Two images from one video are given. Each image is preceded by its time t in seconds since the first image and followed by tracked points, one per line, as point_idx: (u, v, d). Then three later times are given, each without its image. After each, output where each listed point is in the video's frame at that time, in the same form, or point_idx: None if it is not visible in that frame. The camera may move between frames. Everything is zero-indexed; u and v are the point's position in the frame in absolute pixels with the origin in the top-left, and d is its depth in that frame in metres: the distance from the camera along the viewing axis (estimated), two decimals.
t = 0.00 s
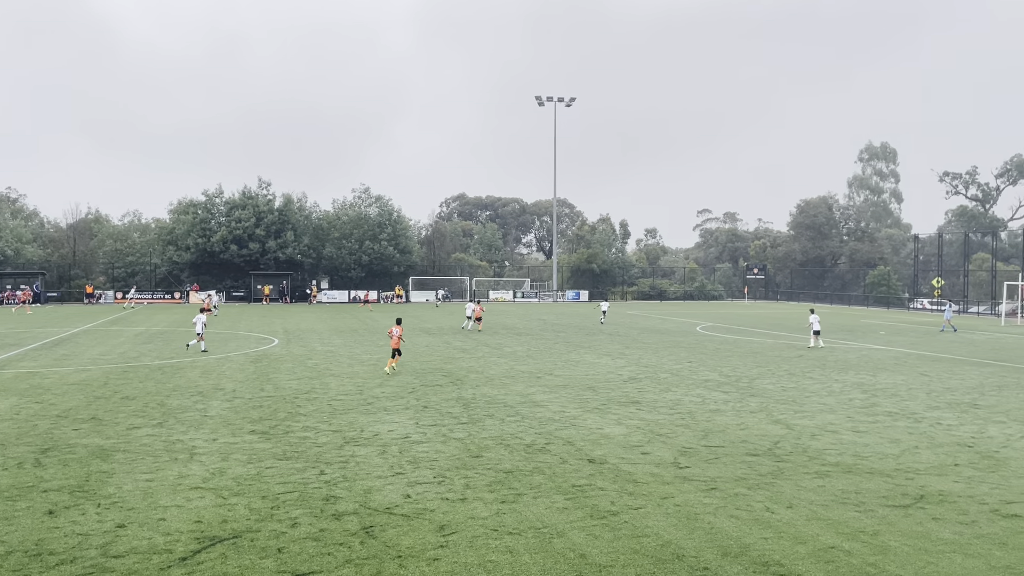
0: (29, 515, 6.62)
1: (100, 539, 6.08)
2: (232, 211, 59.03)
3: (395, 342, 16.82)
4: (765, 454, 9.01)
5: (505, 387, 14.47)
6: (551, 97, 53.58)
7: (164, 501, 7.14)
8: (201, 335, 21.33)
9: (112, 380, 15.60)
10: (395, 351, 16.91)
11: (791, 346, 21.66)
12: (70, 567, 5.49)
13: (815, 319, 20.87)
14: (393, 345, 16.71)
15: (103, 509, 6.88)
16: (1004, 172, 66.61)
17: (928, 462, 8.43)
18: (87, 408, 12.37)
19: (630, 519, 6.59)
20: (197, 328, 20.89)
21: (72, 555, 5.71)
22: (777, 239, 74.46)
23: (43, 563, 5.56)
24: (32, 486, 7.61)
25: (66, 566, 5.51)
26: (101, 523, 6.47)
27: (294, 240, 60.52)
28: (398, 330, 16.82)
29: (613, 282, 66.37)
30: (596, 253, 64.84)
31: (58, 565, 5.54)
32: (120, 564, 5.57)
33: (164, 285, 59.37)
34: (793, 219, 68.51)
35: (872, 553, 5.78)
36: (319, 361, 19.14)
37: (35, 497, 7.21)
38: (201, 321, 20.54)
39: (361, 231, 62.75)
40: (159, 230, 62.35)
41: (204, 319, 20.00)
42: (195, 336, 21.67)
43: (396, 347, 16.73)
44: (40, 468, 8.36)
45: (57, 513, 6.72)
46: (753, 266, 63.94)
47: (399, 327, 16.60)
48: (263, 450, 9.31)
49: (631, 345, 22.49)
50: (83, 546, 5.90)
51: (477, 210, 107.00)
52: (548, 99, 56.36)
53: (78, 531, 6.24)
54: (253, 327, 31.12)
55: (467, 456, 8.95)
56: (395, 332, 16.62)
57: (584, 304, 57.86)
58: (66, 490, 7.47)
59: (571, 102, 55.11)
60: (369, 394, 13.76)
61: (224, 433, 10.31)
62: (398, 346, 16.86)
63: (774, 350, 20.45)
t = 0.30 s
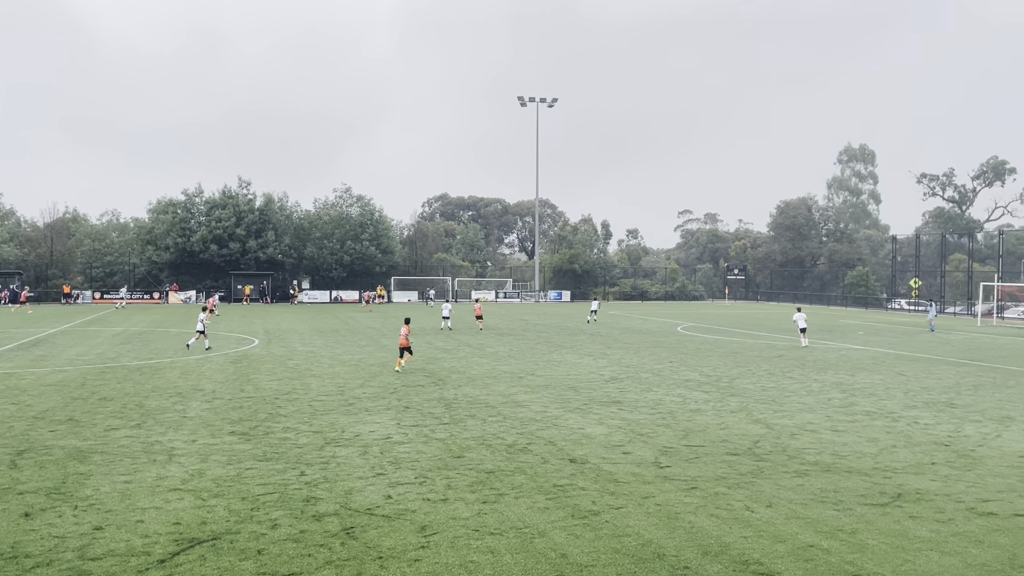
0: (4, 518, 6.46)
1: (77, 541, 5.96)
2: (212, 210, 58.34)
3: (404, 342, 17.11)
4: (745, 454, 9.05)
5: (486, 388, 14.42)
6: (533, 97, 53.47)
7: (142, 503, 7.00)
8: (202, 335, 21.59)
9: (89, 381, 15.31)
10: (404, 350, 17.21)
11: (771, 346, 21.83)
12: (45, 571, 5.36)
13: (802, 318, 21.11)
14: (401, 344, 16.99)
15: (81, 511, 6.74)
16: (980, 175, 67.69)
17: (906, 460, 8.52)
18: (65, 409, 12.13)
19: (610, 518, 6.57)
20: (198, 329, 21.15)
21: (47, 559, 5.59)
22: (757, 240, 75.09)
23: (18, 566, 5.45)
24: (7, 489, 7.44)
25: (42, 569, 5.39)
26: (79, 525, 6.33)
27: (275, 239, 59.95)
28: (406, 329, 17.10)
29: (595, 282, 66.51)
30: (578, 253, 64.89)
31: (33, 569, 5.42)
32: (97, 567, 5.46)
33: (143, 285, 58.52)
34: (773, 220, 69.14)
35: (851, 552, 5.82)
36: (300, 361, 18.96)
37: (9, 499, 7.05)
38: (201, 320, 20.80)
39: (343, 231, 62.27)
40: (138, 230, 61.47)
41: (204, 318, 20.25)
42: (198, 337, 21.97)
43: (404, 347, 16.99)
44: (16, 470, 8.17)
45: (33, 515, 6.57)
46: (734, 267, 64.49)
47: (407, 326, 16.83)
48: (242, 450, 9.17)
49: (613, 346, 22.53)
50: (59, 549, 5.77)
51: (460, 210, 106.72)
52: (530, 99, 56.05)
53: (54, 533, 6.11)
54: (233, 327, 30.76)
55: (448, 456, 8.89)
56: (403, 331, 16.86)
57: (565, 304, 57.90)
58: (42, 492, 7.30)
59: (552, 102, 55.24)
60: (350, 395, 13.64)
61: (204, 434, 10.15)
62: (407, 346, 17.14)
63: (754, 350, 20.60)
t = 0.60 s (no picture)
0: None
1: (55, 543, 5.84)
2: (194, 209, 57.68)
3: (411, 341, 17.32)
4: (727, 453, 9.08)
5: (470, 387, 14.37)
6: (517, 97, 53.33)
7: (122, 504, 6.87)
8: (205, 334, 21.93)
9: (67, 381, 15.05)
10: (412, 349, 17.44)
11: (754, 346, 21.99)
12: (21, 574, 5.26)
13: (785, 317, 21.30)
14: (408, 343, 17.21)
15: (59, 512, 6.60)
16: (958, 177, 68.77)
17: (885, 459, 8.60)
18: (42, 409, 11.91)
19: (593, 518, 6.55)
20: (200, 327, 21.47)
21: (24, 562, 5.46)
22: (739, 240, 75.68)
23: None
24: None
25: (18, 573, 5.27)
26: (57, 527, 6.20)
27: (257, 238, 59.40)
28: (416, 329, 17.24)
29: (579, 282, 66.68)
30: (562, 253, 64.97)
31: (10, 572, 5.31)
32: (75, 569, 5.35)
33: (123, 284, 57.80)
34: (756, 220, 69.69)
35: (831, 550, 5.85)
36: (282, 361, 18.78)
37: None
38: (204, 319, 21.08)
39: (326, 231, 61.83)
40: (118, 228, 60.63)
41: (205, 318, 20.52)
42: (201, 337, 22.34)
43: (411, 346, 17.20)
44: None
45: (10, 518, 6.43)
46: (717, 267, 64.95)
47: (415, 326, 16.96)
48: (224, 451, 9.05)
49: (597, 346, 22.56)
50: (36, 551, 5.66)
51: (443, 209, 106.39)
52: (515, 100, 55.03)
53: (32, 535, 5.99)
54: (214, 327, 30.41)
55: (431, 456, 8.83)
56: (410, 333, 17.00)
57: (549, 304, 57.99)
58: (20, 493, 7.15)
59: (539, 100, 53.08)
60: (332, 394, 13.52)
61: (185, 434, 10.01)
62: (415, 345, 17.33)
63: (737, 350, 20.73)
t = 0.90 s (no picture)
0: None
1: (38, 544, 5.76)
2: (179, 207, 57.10)
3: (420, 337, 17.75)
4: (713, 451, 9.10)
5: (457, 387, 14.33)
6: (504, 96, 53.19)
7: (105, 503, 6.77)
8: (211, 332, 22.35)
9: (51, 380, 14.85)
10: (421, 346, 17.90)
11: (741, 345, 22.08)
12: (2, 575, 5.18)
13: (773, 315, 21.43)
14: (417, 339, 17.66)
15: (41, 512, 6.50)
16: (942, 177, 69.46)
17: (870, 457, 8.66)
18: (24, 409, 11.73)
19: (580, 517, 6.55)
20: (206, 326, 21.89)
21: (4, 563, 5.37)
22: (726, 240, 76.04)
23: None
24: None
25: None
26: (39, 527, 6.11)
27: (243, 237, 58.91)
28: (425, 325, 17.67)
29: (566, 281, 66.73)
30: (550, 253, 64.95)
31: None
32: (58, 570, 5.27)
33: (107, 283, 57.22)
34: (742, 220, 70.00)
35: (816, 548, 5.87)
36: (269, 360, 18.63)
37: None
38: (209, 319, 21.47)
39: (312, 229, 61.39)
40: (103, 227, 59.96)
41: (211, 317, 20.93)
42: (207, 334, 22.76)
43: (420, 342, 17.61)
44: None
45: None
46: (704, 266, 65.25)
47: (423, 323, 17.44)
48: (210, 451, 8.95)
49: (584, 345, 22.55)
50: (17, 553, 5.57)
51: (431, 208, 106.01)
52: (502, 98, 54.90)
53: (14, 536, 5.90)
54: (200, 326, 30.12)
55: (418, 455, 8.77)
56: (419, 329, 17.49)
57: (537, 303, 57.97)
58: (1, 494, 7.03)
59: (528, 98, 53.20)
60: (319, 394, 13.43)
61: (170, 434, 9.89)
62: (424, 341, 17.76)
63: (724, 349, 20.81)
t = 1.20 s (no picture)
0: None
1: (27, 543, 5.69)
2: (169, 205, 56.70)
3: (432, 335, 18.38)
4: (704, 450, 9.11)
5: (448, 385, 14.30)
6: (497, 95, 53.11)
7: (95, 503, 6.70)
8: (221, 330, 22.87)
9: (40, 379, 14.70)
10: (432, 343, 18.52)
11: (732, 344, 22.14)
12: None
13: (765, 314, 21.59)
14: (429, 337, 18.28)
15: (30, 512, 6.42)
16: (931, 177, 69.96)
17: (860, 456, 8.70)
18: (12, 408, 11.60)
19: (571, 516, 6.53)
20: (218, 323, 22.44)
21: None
22: (717, 239, 76.31)
23: None
24: None
25: None
26: (28, 527, 6.04)
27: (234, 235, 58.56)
28: (437, 323, 18.26)
29: (557, 280, 66.74)
30: (541, 251, 64.94)
31: None
32: (48, 569, 5.22)
33: (97, 281, 56.86)
34: (733, 219, 70.22)
35: (806, 546, 5.88)
36: (260, 359, 18.53)
37: None
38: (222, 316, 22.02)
39: (304, 228, 61.10)
40: (93, 224, 59.49)
41: (224, 315, 21.48)
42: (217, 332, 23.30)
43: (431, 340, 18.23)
44: None
45: None
46: (695, 266, 65.45)
47: (435, 321, 18.07)
48: (200, 450, 8.88)
49: (576, 344, 22.57)
50: (4, 553, 5.50)
51: (423, 207, 105.78)
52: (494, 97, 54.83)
53: (3, 536, 5.82)
54: (190, 324, 29.97)
55: (410, 455, 8.74)
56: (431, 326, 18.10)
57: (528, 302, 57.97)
58: None
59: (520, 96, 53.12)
60: (310, 393, 13.38)
61: (159, 433, 9.81)
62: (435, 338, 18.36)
63: (715, 348, 20.87)
